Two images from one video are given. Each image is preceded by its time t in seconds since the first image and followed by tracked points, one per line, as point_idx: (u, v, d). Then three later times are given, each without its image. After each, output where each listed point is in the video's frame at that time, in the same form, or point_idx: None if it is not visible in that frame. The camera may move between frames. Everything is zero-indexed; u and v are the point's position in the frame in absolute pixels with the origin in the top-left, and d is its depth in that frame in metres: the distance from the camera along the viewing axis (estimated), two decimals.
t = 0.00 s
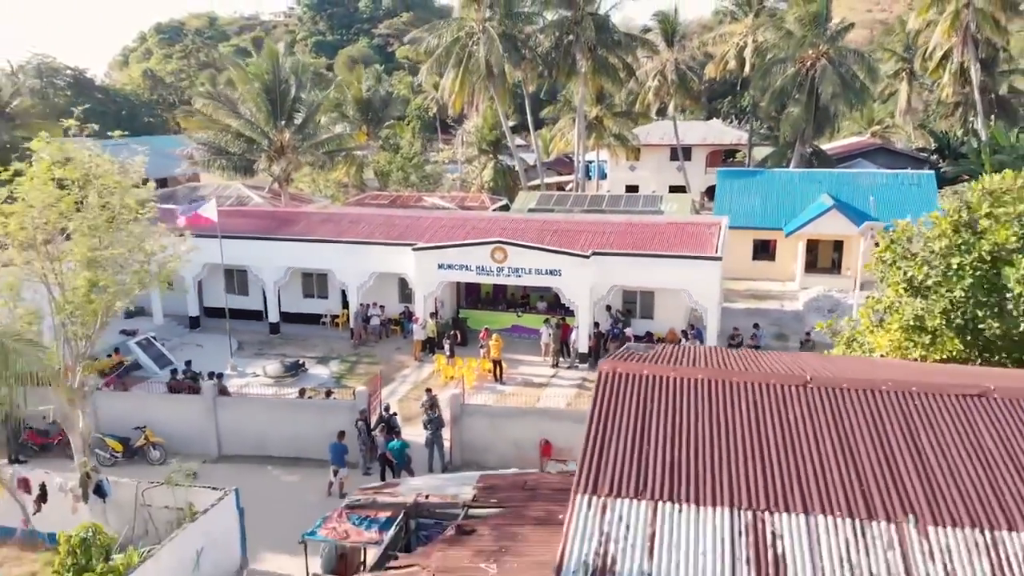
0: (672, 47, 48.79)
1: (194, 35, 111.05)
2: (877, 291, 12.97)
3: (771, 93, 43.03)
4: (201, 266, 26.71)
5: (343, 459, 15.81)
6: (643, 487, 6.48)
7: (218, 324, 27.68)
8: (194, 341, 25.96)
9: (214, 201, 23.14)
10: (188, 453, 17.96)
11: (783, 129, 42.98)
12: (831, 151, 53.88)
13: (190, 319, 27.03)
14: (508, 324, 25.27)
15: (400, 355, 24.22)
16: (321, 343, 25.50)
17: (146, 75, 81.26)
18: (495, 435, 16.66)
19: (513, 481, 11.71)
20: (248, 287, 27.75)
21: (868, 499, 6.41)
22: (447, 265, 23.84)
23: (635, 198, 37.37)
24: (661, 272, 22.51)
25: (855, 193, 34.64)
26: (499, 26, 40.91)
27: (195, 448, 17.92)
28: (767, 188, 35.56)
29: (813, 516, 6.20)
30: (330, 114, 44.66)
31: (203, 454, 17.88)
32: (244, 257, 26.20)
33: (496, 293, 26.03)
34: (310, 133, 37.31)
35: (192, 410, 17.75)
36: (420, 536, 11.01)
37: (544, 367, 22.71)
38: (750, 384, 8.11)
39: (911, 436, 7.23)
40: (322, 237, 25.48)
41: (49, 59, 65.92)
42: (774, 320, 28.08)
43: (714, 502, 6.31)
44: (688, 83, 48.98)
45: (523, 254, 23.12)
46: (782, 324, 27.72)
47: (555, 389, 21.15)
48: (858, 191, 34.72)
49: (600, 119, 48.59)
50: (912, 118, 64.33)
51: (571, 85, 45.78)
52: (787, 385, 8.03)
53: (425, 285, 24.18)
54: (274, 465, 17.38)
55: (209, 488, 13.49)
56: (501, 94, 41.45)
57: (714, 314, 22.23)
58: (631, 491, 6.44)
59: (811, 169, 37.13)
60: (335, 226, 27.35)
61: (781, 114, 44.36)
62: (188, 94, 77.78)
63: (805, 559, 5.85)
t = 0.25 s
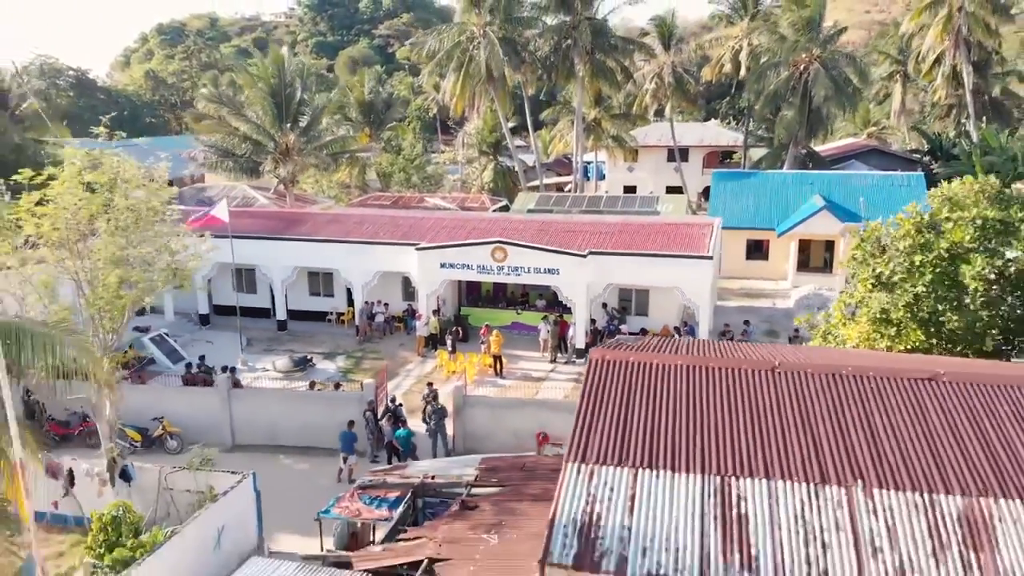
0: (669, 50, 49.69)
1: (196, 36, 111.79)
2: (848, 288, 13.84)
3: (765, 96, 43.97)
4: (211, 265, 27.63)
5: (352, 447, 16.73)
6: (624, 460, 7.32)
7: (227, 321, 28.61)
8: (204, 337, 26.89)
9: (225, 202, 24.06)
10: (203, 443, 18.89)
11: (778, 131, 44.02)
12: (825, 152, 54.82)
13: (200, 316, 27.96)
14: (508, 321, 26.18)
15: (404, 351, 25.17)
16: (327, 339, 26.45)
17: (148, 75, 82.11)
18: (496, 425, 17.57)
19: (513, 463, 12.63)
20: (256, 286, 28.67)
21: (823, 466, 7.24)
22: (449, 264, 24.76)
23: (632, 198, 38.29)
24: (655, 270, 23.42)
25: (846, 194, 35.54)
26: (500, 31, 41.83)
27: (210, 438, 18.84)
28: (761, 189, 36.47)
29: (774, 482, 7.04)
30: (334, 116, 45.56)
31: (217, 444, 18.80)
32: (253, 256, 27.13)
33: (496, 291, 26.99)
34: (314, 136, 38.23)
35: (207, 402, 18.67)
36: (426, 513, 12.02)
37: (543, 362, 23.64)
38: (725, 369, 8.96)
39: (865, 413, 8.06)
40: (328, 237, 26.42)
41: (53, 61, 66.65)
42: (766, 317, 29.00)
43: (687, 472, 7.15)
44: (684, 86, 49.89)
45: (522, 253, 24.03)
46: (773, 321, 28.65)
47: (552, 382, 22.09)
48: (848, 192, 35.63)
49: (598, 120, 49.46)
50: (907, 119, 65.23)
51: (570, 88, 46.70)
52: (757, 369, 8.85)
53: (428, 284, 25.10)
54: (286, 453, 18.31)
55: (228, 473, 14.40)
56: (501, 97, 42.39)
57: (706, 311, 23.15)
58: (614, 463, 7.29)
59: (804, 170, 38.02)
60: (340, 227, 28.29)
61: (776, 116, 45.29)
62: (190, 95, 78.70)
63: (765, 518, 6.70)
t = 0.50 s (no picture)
0: (666, 54, 50.69)
1: (197, 37, 112.53)
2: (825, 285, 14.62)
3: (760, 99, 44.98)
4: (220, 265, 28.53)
5: (360, 436, 17.71)
6: (611, 436, 8.24)
7: (235, 319, 29.51)
8: (214, 334, 27.79)
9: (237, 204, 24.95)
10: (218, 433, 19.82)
11: (772, 133, 45.02)
12: (820, 154, 55.79)
13: (210, 314, 28.86)
14: (508, 319, 27.06)
15: (408, 347, 26.13)
16: (334, 337, 27.41)
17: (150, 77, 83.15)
18: (496, 416, 18.52)
19: (512, 447, 13.59)
20: (263, 284, 29.58)
21: (788, 441, 8.14)
22: (451, 264, 25.69)
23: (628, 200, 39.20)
24: (650, 270, 24.36)
25: (838, 195, 36.48)
26: (500, 35, 42.77)
27: (224, 428, 19.74)
28: (755, 191, 37.38)
29: (743, 456, 7.94)
30: (338, 119, 46.46)
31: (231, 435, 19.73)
32: (261, 256, 28.05)
33: (497, 290, 28.01)
34: (319, 139, 39.14)
35: (222, 394, 19.60)
36: (432, 494, 13.05)
37: (542, 358, 24.58)
38: (706, 358, 9.87)
39: (827, 396, 8.97)
40: (334, 237, 27.35)
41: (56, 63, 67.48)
42: (757, 315, 29.99)
43: (665, 447, 8.07)
44: (681, 89, 50.84)
45: (521, 253, 24.97)
46: (764, 318, 29.62)
47: (551, 376, 23.05)
48: (840, 193, 36.57)
49: (597, 123, 50.39)
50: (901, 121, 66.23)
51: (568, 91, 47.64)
52: (733, 358, 9.76)
53: (431, 282, 26.02)
54: (297, 443, 19.26)
55: (245, 459, 15.34)
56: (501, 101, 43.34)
57: (698, 308, 24.16)
58: (602, 439, 8.21)
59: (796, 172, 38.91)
60: (345, 227, 29.22)
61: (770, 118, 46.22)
62: (193, 97, 79.62)
63: (733, 486, 7.62)
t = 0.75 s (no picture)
0: (663, 57, 51.70)
1: (199, 38, 113.42)
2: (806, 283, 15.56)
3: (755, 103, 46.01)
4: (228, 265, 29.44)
5: (368, 426, 18.65)
6: (601, 417, 9.19)
7: (243, 317, 30.45)
8: (224, 332, 28.74)
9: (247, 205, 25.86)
10: (231, 425, 20.76)
11: (767, 136, 46.00)
12: (814, 156, 56.79)
13: (219, 312, 29.80)
14: (508, 317, 27.92)
15: (412, 344, 27.10)
16: (340, 334, 28.39)
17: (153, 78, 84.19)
18: (497, 408, 19.47)
19: (512, 435, 14.53)
20: (271, 283, 30.52)
21: (759, 422, 9.07)
22: (453, 263, 26.64)
23: (626, 201, 40.15)
24: (645, 269, 25.31)
25: (829, 197, 37.44)
26: (500, 40, 43.75)
27: (237, 419, 20.63)
28: (749, 193, 38.32)
29: (717, 435, 8.88)
30: (341, 121, 47.38)
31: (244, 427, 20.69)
32: (269, 256, 28.99)
33: (497, 289, 29.06)
34: (324, 141, 40.09)
35: (235, 388, 20.55)
36: (437, 478, 13.99)
37: (541, 354, 25.53)
38: (690, 349, 10.80)
39: (798, 383, 9.90)
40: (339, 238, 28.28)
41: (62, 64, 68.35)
42: (750, 313, 30.97)
43: (649, 427, 9.01)
44: (678, 92, 51.80)
45: (521, 253, 25.92)
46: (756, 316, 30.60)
47: (550, 371, 24.01)
48: (832, 194, 37.52)
49: (595, 125, 51.36)
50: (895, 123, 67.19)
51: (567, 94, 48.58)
52: (715, 349, 10.70)
53: (434, 281, 26.97)
54: (308, 435, 20.21)
55: (261, 447, 16.26)
56: (501, 104, 44.29)
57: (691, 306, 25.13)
58: (593, 421, 9.15)
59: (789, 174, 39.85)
60: (350, 228, 30.17)
61: (765, 121, 47.18)
62: (196, 98, 80.53)
63: (709, 460, 8.55)
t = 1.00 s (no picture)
0: (660, 60, 52.69)
1: (201, 39, 114.37)
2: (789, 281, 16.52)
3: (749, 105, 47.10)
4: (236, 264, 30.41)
5: (375, 418, 19.64)
6: (593, 402, 10.16)
7: (251, 314, 31.43)
8: (233, 329, 29.72)
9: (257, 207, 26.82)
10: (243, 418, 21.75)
11: (761, 138, 47.01)
12: (809, 157, 57.77)
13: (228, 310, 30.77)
14: (508, 315, 28.95)
15: (415, 340, 28.11)
16: (345, 331, 29.39)
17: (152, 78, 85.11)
18: (498, 400, 20.45)
19: (512, 425, 15.52)
20: (278, 282, 31.50)
21: (734, 406, 10.03)
22: (455, 263, 27.62)
23: (623, 202, 41.12)
24: (640, 269, 26.28)
25: (821, 198, 38.41)
26: (500, 44, 44.74)
27: (249, 411, 21.61)
28: (743, 194, 39.29)
29: (697, 417, 9.84)
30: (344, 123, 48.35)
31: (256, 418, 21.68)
32: (276, 256, 29.96)
33: (498, 287, 30.10)
34: (328, 143, 41.08)
35: (248, 382, 21.53)
36: (442, 463, 14.99)
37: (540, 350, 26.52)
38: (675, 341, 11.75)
39: (772, 371, 10.84)
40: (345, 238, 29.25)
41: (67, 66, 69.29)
42: (742, 311, 31.95)
43: (635, 410, 9.98)
44: (674, 94, 52.79)
45: (521, 253, 26.89)
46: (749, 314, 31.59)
47: (548, 366, 24.99)
48: (823, 196, 38.50)
49: (593, 127, 52.28)
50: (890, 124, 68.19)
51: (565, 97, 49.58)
52: (698, 342, 11.65)
53: (436, 280, 27.96)
54: (318, 426, 21.20)
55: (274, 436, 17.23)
56: (501, 107, 45.27)
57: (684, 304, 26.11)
58: (584, 405, 10.14)
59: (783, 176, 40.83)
60: (355, 228, 31.15)
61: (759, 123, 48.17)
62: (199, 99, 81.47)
63: (688, 440, 9.51)
